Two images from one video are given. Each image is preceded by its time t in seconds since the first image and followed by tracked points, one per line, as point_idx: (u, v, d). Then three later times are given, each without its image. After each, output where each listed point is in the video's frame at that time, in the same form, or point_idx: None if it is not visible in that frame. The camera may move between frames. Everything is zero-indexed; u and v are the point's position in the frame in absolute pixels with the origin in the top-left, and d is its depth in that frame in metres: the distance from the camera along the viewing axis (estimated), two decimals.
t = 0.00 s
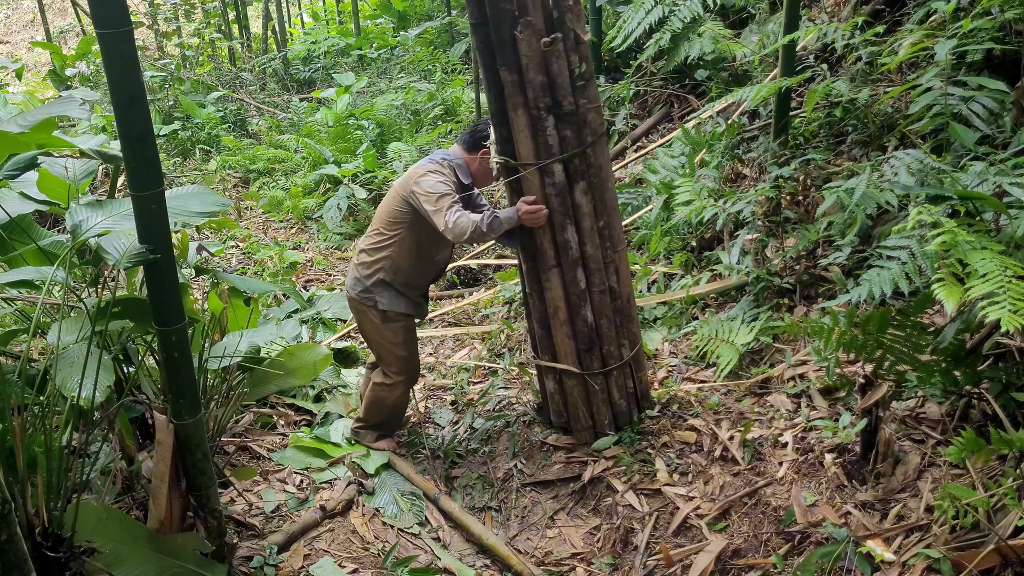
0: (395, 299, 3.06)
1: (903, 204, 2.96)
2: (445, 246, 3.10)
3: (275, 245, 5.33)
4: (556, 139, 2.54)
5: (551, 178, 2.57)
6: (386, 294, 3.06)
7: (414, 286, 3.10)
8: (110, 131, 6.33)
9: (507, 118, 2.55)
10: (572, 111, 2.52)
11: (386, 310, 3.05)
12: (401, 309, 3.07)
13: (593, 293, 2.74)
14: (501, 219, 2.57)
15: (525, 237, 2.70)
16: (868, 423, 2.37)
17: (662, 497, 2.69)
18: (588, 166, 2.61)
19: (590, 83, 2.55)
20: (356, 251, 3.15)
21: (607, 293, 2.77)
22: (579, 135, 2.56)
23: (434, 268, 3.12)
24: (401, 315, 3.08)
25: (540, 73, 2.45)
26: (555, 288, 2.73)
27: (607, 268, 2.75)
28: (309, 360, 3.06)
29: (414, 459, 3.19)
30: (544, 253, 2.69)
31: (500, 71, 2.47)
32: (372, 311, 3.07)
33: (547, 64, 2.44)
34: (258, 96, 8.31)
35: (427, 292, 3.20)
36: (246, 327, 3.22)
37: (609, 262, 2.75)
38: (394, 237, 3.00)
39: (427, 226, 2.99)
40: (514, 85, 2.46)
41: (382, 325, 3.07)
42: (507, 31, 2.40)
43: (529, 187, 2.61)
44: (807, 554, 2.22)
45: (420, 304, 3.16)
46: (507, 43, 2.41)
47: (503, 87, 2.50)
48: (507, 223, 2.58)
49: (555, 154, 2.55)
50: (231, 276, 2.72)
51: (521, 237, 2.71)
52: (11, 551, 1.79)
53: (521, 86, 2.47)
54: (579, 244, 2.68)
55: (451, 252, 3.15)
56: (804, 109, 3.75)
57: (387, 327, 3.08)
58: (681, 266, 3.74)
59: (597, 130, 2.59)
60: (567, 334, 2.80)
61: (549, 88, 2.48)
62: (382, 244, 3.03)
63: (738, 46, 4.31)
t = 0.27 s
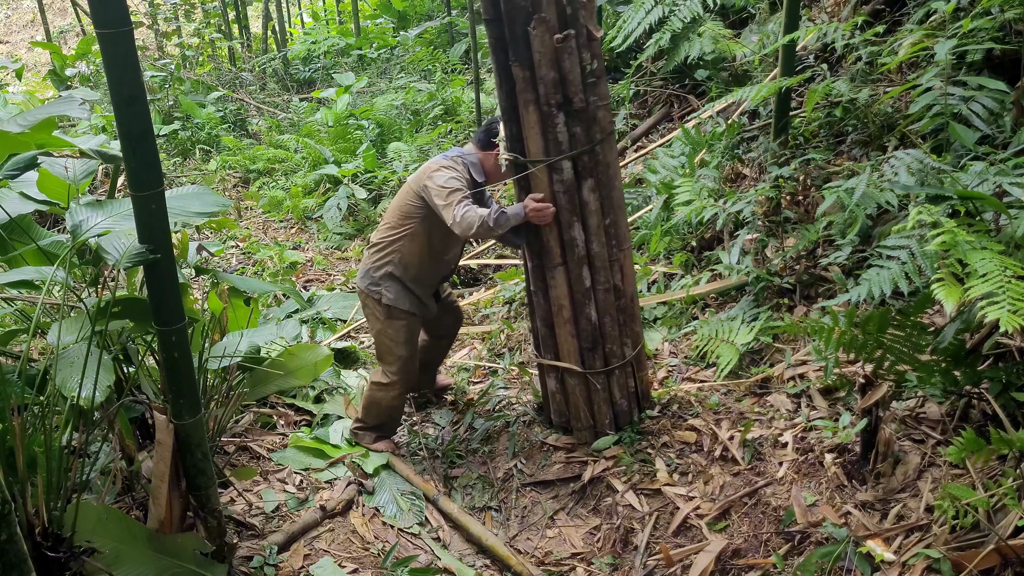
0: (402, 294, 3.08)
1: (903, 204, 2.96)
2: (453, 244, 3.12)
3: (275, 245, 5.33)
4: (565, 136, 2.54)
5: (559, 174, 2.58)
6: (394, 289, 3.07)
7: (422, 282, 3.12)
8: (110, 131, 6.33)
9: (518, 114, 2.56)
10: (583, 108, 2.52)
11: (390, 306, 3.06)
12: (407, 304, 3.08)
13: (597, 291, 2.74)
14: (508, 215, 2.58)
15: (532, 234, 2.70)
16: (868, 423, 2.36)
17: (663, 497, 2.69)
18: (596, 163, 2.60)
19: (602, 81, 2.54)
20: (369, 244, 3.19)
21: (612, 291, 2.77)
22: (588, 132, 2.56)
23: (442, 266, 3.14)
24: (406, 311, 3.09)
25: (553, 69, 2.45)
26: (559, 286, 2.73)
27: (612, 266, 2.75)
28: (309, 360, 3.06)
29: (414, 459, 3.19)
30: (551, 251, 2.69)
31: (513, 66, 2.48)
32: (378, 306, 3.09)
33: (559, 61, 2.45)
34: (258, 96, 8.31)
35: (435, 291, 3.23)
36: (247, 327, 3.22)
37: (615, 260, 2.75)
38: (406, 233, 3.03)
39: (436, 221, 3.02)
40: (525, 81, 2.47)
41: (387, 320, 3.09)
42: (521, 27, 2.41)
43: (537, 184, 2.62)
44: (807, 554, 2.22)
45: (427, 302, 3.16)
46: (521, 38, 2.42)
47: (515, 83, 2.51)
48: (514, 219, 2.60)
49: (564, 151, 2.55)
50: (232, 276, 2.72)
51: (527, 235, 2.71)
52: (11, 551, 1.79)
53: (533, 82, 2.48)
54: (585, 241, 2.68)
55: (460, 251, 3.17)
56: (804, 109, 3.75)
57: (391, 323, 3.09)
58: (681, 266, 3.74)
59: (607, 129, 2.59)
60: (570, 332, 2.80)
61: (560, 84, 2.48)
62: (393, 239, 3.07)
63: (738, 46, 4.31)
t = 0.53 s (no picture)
0: (409, 284, 3.17)
1: (903, 204, 2.96)
2: (465, 251, 3.18)
3: (275, 245, 5.33)
4: (569, 134, 2.54)
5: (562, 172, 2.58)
6: (401, 279, 3.17)
7: (432, 276, 3.20)
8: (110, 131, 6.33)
9: (521, 112, 2.56)
10: (587, 106, 2.52)
11: (397, 290, 3.16)
12: (412, 292, 3.17)
13: (598, 290, 2.74)
14: (511, 225, 2.63)
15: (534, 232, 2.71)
16: (868, 423, 2.36)
17: (663, 497, 2.69)
18: (600, 161, 2.60)
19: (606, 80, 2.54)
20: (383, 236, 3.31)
21: (613, 289, 2.77)
22: (591, 130, 2.56)
23: (452, 270, 3.21)
24: (412, 300, 3.18)
25: (557, 66, 2.45)
26: (560, 284, 2.74)
27: (613, 265, 2.75)
28: (309, 360, 3.06)
29: (414, 459, 3.19)
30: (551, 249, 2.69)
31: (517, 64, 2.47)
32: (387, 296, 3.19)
33: (563, 58, 2.45)
34: (258, 96, 8.30)
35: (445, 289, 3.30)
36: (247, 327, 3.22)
37: (616, 260, 2.75)
38: (421, 233, 3.12)
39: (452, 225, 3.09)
40: (529, 78, 2.47)
41: (394, 309, 3.18)
42: (525, 24, 2.42)
43: (539, 182, 2.62)
44: (807, 554, 2.22)
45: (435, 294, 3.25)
46: (525, 36, 2.43)
47: (519, 81, 2.51)
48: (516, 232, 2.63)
49: (566, 149, 2.55)
50: (232, 276, 2.72)
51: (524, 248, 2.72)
52: (11, 551, 1.79)
53: (537, 80, 2.48)
54: (586, 240, 2.68)
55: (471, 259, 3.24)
56: (804, 109, 3.75)
57: (398, 308, 3.18)
58: (681, 266, 3.74)
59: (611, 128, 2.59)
60: (570, 330, 2.81)
61: (563, 82, 2.48)
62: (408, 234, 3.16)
63: (738, 46, 4.31)
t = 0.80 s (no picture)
0: (405, 292, 3.21)
1: (903, 204, 2.96)
2: (466, 271, 3.18)
3: (275, 245, 5.33)
4: (550, 137, 2.55)
5: (546, 174, 2.58)
6: (398, 287, 3.21)
7: (430, 286, 3.23)
8: (110, 131, 6.33)
9: (502, 115, 2.55)
10: (567, 109, 2.52)
11: (391, 293, 3.21)
12: (406, 297, 3.21)
13: (589, 291, 2.75)
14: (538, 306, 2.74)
15: (522, 234, 2.72)
16: (868, 423, 2.36)
17: (663, 497, 2.69)
18: (584, 162, 2.61)
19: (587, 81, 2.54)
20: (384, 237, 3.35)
21: (604, 290, 2.78)
22: (574, 132, 2.56)
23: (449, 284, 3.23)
24: (407, 306, 3.23)
25: (536, 70, 2.45)
26: (551, 286, 2.74)
27: (604, 265, 2.75)
28: (309, 360, 3.05)
29: (414, 459, 3.19)
30: (540, 251, 2.70)
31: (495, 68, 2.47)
32: (382, 299, 3.25)
33: (542, 62, 2.44)
34: (258, 96, 8.30)
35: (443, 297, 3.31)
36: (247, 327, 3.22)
37: (607, 260, 2.75)
38: (423, 249, 3.12)
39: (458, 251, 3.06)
40: (509, 82, 2.47)
41: (388, 313, 3.24)
42: (502, 29, 2.41)
43: (524, 186, 2.62)
44: (807, 554, 2.22)
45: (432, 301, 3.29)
46: (502, 40, 2.42)
47: (498, 85, 2.50)
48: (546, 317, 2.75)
49: (550, 150, 2.56)
50: (232, 276, 2.72)
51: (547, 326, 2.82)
52: (11, 551, 1.79)
53: (516, 84, 2.47)
54: (575, 241, 2.69)
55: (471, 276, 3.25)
56: (804, 109, 3.75)
57: (393, 310, 3.23)
58: (681, 266, 3.74)
59: (594, 129, 2.60)
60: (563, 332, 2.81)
61: (543, 85, 2.48)
62: (412, 244, 3.15)
63: (738, 46, 4.31)
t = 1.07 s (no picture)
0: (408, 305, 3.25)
1: (903, 204, 2.96)
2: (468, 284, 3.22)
3: (275, 245, 5.33)
4: (532, 143, 2.55)
5: (530, 179, 2.59)
6: (400, 301, 3.24)
7: (433, 298, 3.28)
8: (110, 131, 6.33)
9: (485, 121, 2.55)
10: (548, 113, 2.53)
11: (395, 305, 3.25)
12: (410, 310, 3.25)
13: (581, 293, 2.75)
14: (540, 317, 2.76)
15: (512, 239, 2.73)
16: (868, 423, 2.36)
17: (663, 497, 2.69)
18: (568, 165, 2.61)
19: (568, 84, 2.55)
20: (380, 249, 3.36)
21: (597, 291, 2.78)
22: (557, 135, 2.57)
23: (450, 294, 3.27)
24: (410, 317, 3.27)
25: (515, 76, 2.46)
26: (544, 290, 2.74)
27: (595, 266, 2.76)
28: (309, 360, 3.05)
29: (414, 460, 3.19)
30: (531, 254, 2.70)
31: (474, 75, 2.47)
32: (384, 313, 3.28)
33: (521, 68, 2.45)
34: (258, 96, 8.30)
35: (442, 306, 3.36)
36: (247, 328, 3.22)
37: (598, 261, 2.76)
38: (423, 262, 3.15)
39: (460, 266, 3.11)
40: (489, 89, 2.47)
41: (391, 326, 3.28)
42: (479, 36, 2.41)
43: (510, 191, 2.62)
44: (807, 554, 2.22)
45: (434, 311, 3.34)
46: (481, 47, 2.42)
47: (479, 91, 2.51)
48: (549, 327, 2.76)
49: (534, 155, 2.57)
50: (231, 276, 2.72)
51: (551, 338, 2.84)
52: (11, 551, 1.79)
53: (497, 90, 2.48)
54: (565, 243, 2.69)
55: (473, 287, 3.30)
56: (804, 109, 3.74)
57: (398, 322, 3.27)
58: (681, 266, 3.74)
59: (578, 132, 2.60)
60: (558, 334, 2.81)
61: (524, 90, 2.49)
62: (412, 258, 3.17)
63: (738, 46, 4.31)
